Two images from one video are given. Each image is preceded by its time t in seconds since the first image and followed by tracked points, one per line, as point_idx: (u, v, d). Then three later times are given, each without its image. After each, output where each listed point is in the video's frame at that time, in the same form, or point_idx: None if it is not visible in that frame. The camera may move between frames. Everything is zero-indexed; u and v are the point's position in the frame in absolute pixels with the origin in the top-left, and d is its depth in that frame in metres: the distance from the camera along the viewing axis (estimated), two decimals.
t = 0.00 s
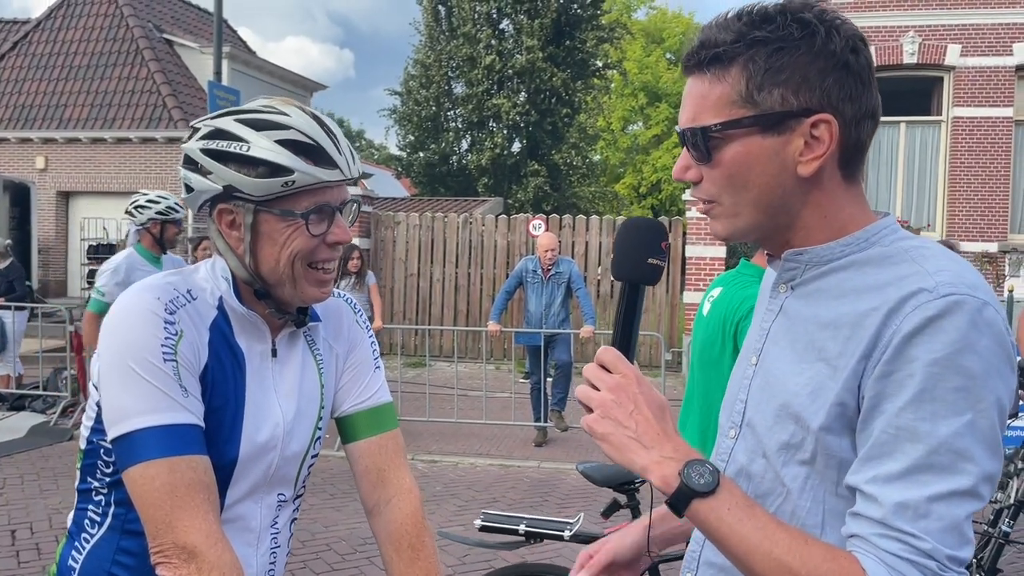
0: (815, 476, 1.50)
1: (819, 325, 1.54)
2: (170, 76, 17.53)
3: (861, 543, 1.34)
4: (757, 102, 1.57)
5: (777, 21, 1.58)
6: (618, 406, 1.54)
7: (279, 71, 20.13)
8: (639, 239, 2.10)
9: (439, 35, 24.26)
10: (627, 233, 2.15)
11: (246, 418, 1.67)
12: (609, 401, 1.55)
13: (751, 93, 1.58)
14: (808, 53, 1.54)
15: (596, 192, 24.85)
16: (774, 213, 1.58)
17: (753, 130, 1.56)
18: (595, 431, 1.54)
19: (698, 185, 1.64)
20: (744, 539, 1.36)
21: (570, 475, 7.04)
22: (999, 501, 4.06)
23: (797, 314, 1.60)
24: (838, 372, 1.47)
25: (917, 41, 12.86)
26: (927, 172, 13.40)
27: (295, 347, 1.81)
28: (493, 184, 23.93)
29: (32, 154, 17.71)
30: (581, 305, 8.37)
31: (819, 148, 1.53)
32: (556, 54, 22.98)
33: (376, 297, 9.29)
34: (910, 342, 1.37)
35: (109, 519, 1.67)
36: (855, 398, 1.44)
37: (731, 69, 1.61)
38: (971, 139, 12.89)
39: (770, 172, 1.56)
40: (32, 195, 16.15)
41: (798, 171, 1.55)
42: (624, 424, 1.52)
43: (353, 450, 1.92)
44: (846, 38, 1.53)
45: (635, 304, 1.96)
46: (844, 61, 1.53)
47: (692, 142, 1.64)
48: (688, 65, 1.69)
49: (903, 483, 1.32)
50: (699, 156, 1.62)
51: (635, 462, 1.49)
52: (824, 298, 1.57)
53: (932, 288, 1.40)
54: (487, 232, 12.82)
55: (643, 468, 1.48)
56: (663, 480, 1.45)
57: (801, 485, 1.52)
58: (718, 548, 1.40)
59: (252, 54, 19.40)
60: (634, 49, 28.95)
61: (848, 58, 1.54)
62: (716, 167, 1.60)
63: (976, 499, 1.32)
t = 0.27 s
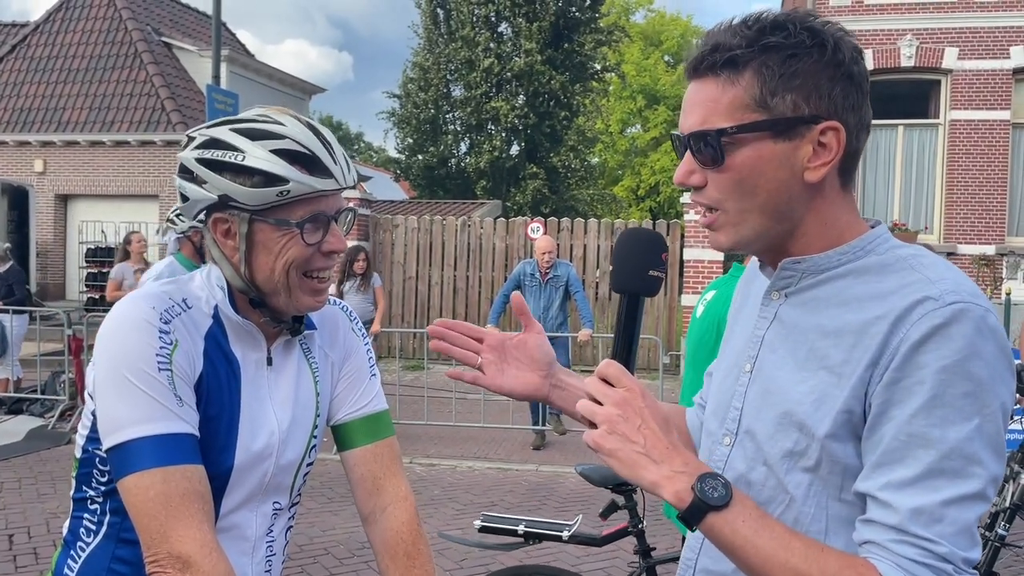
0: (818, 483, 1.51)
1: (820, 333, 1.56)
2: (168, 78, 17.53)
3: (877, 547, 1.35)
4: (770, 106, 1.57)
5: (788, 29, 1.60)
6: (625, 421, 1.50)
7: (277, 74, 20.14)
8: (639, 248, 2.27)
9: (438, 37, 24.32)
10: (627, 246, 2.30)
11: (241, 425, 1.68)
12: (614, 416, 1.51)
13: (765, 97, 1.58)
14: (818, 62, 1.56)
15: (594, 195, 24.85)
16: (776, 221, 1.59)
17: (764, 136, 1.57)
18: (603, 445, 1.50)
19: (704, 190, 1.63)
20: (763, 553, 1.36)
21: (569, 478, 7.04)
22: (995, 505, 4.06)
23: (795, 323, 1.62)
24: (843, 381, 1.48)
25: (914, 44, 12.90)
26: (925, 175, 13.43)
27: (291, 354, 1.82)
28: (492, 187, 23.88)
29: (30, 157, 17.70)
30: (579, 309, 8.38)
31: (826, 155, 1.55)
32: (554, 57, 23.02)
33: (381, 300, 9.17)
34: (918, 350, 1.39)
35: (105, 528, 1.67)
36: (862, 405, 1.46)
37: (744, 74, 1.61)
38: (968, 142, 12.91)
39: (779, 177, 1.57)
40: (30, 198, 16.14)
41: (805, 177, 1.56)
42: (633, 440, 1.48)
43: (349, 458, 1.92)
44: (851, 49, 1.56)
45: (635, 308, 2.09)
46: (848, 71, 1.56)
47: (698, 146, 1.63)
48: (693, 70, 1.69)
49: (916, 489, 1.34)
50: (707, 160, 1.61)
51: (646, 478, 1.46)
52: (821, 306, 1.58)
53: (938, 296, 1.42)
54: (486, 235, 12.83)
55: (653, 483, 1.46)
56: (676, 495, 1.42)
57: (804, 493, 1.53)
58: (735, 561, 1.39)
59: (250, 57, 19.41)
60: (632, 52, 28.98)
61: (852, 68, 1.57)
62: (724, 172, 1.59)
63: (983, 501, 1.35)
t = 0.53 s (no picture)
0: (805, 477, 1.54)
1: (803, 331, 1.60)
2: (166, 80, 17.52)
3: (874, 533, 1.39)
4: (761, 109, 1.61)
5: (774, 36, 1.64)
6: (622, 424, 1.50)
7: (275, 76, 20.14)
8: (624, 248, 2.27)
9: (436, 39, 24.36)
10: (615, 246, 2.28)
11: (238, 428, 1.67)
12: (611, 419, 1.51)
13: (756, 101, 1.61)
14: (804, 69, 1.62)
15: (593, 197, 24.81)
16: (762, 222, 1.63)
17: (755, 139, 1.60)
18: (600, 449, 1.50)
19: (692, 193, 1.66)
20: (770, 547, 1.37)
21: (568, 480, 7.04)
22: (994, 506, 4.05)
23: (773, 322, 1.66)
24: (830, 376, 1.52)
25: (913, 45, 12.92)
26: (924, 177, 13.43)
27: (287, 357, 1.81)
28: (490, 189, 23.85)
29: (28, 159, 17.69)
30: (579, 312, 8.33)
31: (811, 158, 1.61)
32: (552, 58, 23.04)
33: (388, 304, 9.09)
34: (905, 342, 1.45)
35: (102, 531, 1.66)
36: (849, 398, 1.50)
37: (735, 78, 1.63)
38: (967, 143, 12.93)
39: (767, 179, 1.61)
40: (27, 200, 16.12)
41: (792, 179, 1.61)
42: (631, 441, 1.48)
43: (346, 461, 1.91)
44: (829, 58, 1.63)
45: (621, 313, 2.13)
46: (827, 78, 1.64)
47: (688, 148, 1.65)
48: (678, 72, 1.71)
49: (908, 477, 1.39)
50: (698, 162, 1.63)
51: (647, 478, 1.45)
52: (802, 305, 1.63)
53: (920, 290, 1.48)
54: (484, 237, 12.82)
55: (655, 483, 1.44)
56: (679, 494, 1.42)
57: (793, 488, 1.56)
58: (736, 555, 1.40)
59: (248, 59, 19.39)
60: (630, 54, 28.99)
61: (829, 76, 1.65)
62: (717, 174, 1.62)
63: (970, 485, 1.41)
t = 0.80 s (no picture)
0: (774, 461, 1.59)
1: (767, 322, 1.65)
2: (165, 81, 17.52)
3: (844, 510, 1.45)
4: (729, 108, 1.66)
5: (742, 38, 1.69)
6: (601, 415, 1.53)
7: (275, 77, 20.15)
8: (596, 240, 2.04)
9: (435, 40, 24.39)
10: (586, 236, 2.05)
11: (237, 428, 1.66)
12: (588, 411, 1.54)
13: (723, 100, 1.66)
14: (767, 72, 1.68)
15: (592, 198, 24.77)
16: (726, 217, 1.67)
17: (722, 135, 1.65)
18: (580, 440, 1.53)
19: (661, 185, 1.69)
20: (749, 529, 1.43)
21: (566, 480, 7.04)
22: (994, 505, 4.04)
23: (736, 314, 1.71)
24: (796, 363, 1.58)
25: (912, 46, 12.96)
26: (923, 177, 13.41)
27: (286, 357, 1.80)
28: (489, 190, 23.83)
29: (27, 160, 17.67)
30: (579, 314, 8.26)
31: (773, 156, 1.66)
32: (552, 59, 23.09)
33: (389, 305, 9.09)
34: (866, 329, 1.51)
35: (101, 530, 1.65)
36: (814, 383, 1.56)
37: (705, 77, 1.68)
38: (966, 144, 12.93)
39: (732, 175, 1.65)
40: (27, 201, 16.12)
41: (755, 175, 1.66)
42: (610, 432, 1.52)
43: (347, 460, 1.91)
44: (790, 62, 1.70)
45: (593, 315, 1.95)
46: (786, 82, 1.70)
47: (658, 142, 1.68)
48: (649, 68, 1.74)
49: (872, 455, 1.46)
50: (668, 155, 1.67)
51: (628, 467, 1.49)
52: (764, 296, 1.68)
53: (878, 280, 1.55)
54: (484, 237, 12.81)
55: (636, 473, 1.49)
56: (659, 482, 1.47)
57: (762, 472, 1.60)
58: (715, 538, 1.46)
59: (247, 60, 19.39)
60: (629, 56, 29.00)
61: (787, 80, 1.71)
62: (687, 167, 1.65)
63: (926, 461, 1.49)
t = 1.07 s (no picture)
0: (746, 445, 1.64)
1: (734, 311, 1.70)
2: (166, 81, 17.53)
3: (817, 484, 1.50)
4: (706, 109, 1.71)
5: (718, 41, 1.73)
6: (590, 402, 1.55)
7: (275, 78, 20.15)
8: (575, 235, 2.01)
9: (435, 40, 24.41)
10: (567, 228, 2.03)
11: (238, 427, 1.67)
12: (580, 398, 1.55)
13: (702, 100, 1.71)
14: (738, 75, 1.75)
15: (592, 198, 24.75)
16: (698, 213, 1.72)
17: (701, 133, 1.69)
18: (573, 426, 1.54)
19: (643, 181, 1.72)
20: (733, 504, 1.47)
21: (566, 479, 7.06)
22: (993, 503, 4.04)
23: (702, 306, 1.75)
24: (766, 348, 1.63)
25: (912, 45, 12.95)
26: (923, 177, 13.42)
27: (286, 356, 1.81)
28: (489, 190, 23.81)
29: (28, 160, 17.67)
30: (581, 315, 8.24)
31: (742, 155, 1.72)
32: (552, 59, 23.13)
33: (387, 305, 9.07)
34: (832, 315, 1.58)
35: (103, 528, 1.66)
36: (785, 367, 1.61)
37: (686, 78, 1.72)
38: (966, 143, 12.93)
39: (709, 172, 1.70)
40: (27, 201, 16.13)
41: (726, 173, 1.73)
42: (601, 418, 1.54)
43: (348, 460, 1.92)
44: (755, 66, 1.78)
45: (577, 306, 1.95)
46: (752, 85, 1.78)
47: (641, 140, 1.71)
48: (631, 68, 1.76)
49: (842, 432, 1.52)
50: (651, 152, 1.69)
51: (619, 451, 1.52)
52: (728, 286, 1.73)
53: (841, 268, 1.62)
54: (484, 237, 12.82)
55: (628, 457, 1.52)
56: (650, 465, 1.50)
57: (736, 454, 1.64)
58: (703, 519, 1.49)
59: (247, 61, 19.40)
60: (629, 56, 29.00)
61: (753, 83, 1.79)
62: (670, 164, 1.69)
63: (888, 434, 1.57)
